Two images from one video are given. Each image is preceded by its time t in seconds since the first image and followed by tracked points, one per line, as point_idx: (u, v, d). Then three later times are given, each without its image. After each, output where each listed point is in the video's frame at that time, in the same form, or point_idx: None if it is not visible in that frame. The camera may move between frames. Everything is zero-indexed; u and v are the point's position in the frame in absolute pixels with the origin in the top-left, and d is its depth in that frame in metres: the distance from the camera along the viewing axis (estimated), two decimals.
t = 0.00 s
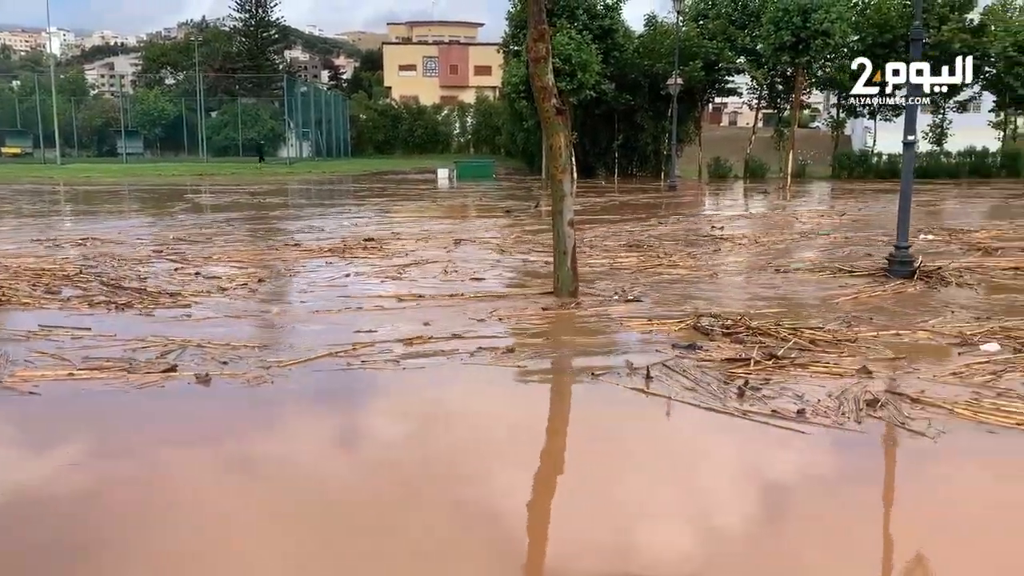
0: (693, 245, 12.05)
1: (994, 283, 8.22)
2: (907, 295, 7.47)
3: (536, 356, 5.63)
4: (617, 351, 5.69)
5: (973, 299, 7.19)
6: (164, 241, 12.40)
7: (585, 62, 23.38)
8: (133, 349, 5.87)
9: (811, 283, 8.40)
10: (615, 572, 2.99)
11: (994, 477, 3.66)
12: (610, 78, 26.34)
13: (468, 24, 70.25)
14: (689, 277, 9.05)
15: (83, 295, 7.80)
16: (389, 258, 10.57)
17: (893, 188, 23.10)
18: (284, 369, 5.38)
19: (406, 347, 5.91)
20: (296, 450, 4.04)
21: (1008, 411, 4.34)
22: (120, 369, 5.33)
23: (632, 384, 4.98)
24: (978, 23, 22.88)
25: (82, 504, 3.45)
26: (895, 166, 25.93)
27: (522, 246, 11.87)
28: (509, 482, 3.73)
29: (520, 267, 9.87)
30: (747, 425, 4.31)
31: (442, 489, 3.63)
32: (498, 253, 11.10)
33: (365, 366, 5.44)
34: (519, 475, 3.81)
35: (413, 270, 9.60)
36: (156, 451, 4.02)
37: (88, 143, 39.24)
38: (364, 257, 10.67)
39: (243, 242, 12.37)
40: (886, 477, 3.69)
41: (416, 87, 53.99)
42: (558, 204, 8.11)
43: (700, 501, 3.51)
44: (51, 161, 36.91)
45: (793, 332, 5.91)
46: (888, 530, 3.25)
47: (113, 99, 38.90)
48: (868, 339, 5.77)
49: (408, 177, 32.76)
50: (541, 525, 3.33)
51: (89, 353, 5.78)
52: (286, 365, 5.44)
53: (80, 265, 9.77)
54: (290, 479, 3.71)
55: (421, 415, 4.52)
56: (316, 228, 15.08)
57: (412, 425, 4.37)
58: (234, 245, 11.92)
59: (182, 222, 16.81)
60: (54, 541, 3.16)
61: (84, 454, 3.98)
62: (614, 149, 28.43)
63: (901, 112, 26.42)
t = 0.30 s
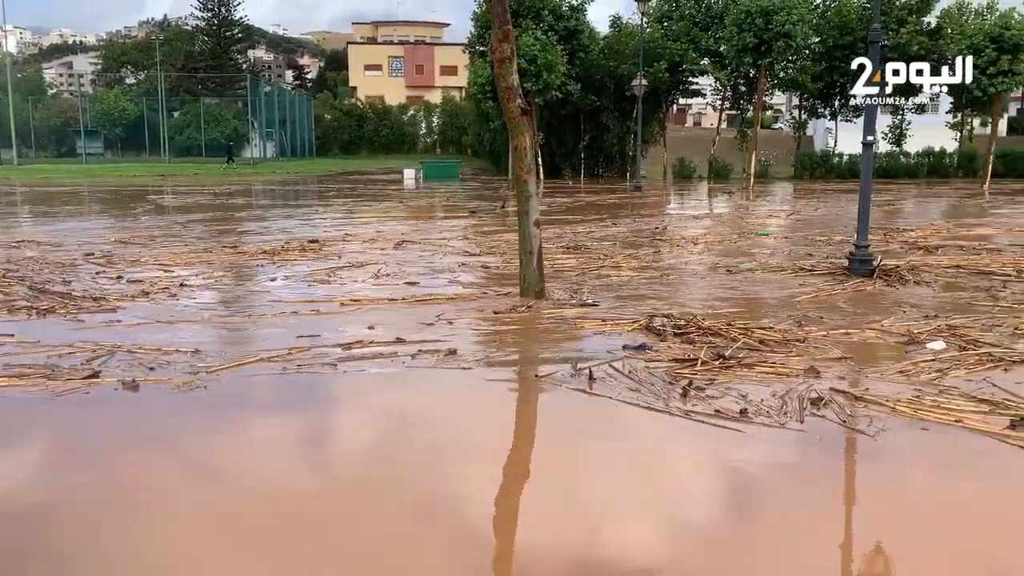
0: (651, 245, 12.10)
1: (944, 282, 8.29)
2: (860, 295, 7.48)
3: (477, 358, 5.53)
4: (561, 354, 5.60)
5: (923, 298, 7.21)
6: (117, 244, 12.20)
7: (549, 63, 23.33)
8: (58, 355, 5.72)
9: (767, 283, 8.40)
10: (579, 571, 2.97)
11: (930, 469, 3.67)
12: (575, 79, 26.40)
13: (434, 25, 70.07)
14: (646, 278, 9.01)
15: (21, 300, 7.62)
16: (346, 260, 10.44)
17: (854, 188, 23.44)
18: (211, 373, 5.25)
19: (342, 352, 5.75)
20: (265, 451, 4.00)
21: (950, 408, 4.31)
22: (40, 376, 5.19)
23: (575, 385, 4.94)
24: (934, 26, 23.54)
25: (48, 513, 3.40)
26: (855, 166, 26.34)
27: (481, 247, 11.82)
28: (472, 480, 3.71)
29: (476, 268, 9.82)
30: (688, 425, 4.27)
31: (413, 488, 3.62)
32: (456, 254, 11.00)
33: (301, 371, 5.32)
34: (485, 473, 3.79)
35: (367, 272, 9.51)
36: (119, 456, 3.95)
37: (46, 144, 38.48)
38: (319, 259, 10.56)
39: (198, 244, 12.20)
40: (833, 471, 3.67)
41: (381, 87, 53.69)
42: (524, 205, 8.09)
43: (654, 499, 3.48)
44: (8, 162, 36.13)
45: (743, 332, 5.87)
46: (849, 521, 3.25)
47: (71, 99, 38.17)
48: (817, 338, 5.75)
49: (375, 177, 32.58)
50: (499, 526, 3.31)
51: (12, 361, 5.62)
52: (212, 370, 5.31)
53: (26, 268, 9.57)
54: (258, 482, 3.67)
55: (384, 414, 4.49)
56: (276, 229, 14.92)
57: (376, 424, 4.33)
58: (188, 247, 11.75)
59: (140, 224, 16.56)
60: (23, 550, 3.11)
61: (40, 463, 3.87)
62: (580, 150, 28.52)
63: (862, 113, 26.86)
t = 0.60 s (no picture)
0: (606, 245, 12.18)
1: (888, 280, 8.44)
2: (806, 294, 7.58)
3: (415, 361, 5.47)
4: (498, 357, 5.55)
5: (867, 297, 7.34)
6: (62, 246, 11.94)
7: (508, 64, 23.31)
8: None
9: (718, 283, 8.49)
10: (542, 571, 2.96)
11: (864, 467, 3.72)
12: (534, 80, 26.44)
13: (393, 23, 69.71)
14: (598, 278, 9.05)
15: None
16: (295, 262, 10.32)
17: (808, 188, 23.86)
18: (128, 379, 5.08)
19: (272, 356, 5.61)
20: (247, 450, 3.98)
21: (885, 406, 4.37)
22: None
23: (513, 387, 4.92)
24: (885, 30, 23.92)
25: (35, 516, 3.33)
26: (809, 168, 26.82)
27: (435, 248, 11.79)
28: (441, 480, 3.71)
29: (427, 269, 9.78)
30: (626, 427, 4.27)
31: (397, 486, 3.63)
32: (410, 255, 10.93)
33: (228, 375, 5.19)
34: (454, 473, 3.79)
35: (315, 273, 9.40)
36: (99, 458, 3.89)
37: None
38: (269, 260, 10.44)
39: (146, 245, 12.00)
40: (774, 470, 3.71)
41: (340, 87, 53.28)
42: (484, 205, 8.06)
43: (608, 499, 3.48)
44: None
45: (687, 332, 5.91)
46: (803, 519, 3.29)
47: (21, 98, 37.24)
48: (760, 337, 5.81)
49: (334, 178, 32.33)
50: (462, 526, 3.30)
51: None
52: (128, 376, 5.14)
53: None
54: (227, 483, 3.63)
55: (351, 415, 4.47)
56: (229, 231, 14.74)
57: (345, 425, 4.32)
58: (136, 249, 11.56)
59: (90, 225, 16.23)
60: None
61: None
62: (540, 150, 28.61)
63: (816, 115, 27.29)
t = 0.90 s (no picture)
0: (555, 245, 12.21)
1: (827, 279, 8.59)
2: (748, 293, 7.68)
3: (346, 366, 5.37)
4: (431, 361, 5.48)
5: (806, 296, 7.46)
6: None
7: (462, 64, 23.26)
8: None
9: (663, 281, 8.56)
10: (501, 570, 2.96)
11: (798, 465, 3.77)
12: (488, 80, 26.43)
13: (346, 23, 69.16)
14: (545, 279, 9.04)
15: None
16: (237, 263, 10.14)
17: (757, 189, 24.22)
18: (37, 387, 4.86)
19: (191, 362, 5.44)
20: (215, 450, 3.94)
21: (816, 405, 4.44)
22: None
23: (448, 391, 4.86)
24: (832, 34, 24.46)
25: None
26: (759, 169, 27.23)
27: (383, 248, 11.70)
28: (403, 479, 3.72)
29: (374, 269, 9.69)
30: (562, 431, 4.24)
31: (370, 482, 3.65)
32: (356, 255, 10.83)
33: (146, 382, 5.01)
34: (415, 471, 3.80)
35: (258, 274, 9.24)
36: (67, 461, 3.79)
37: None
38: (212, 261, 10.25)
39: (85, 246, 11.68)
40: (715, 469, 3.74)
41: (292, 86, 52.68)
42: (438, 206, 8.02)
43: (561, 498, 3.49)
44: None
45: (627, 332, 5.92)
46: (753, 513, 3.34)
47: None
48: (699, 338, 5.86)
49: (286, 178, 31.94)
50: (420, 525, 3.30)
51: None
52: (37, 384, 4.93)
53: None
54: (181, 487, 3.56)
55: (304, 416, 4.42)
56: (174, 231, 14.44)
57: (298, 427, 4.27)
58: (73, 249, 11.25)
59: (29, 226, 15.77)
60: None
61: None
62: (495, 151, 28.61)
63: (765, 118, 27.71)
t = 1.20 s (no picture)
0: (501, 247, 12.21)
1: (764, 280, 8.72)
2: (687, 295, 7.74)
3: (268, 372, 5.21)
4: (358, 366, 5.34)
5: (743, 298, 7.55)
6: None
7: (413, 65, 23.16)
8: None
9: (604, 283, 8.58)
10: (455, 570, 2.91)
11: (725, 465, 3.72)
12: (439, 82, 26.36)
13: (294, 23, 68.43)
14: (487, 281, 9.01)
15: None
16: (175, 266, 9.92)
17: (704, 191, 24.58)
18: None
19: (99, 370, 5.22)
20: (166, 455, 3.86)
21: (744, 406, 4.43)
22: None
23: (370, 397, 4.72)
24: (776, 39, 24.95)
25: None
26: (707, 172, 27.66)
27: (328, 251, 11.57)
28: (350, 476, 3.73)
29: (315, 272, 9.57)
30: (484, 437, 4.13)
31: (323, 481, 3.66)
32: (297, 258, 10.67)
33: (51, 392, 4.78)
34: (360, 470, 3.78)
35: (196, 278, 9.05)
36: (15, 479, 3.61)
37: None
38: (150, 265, 10.02)
39: (18, 249, 11.34)
40: (646, 471, 3.68)
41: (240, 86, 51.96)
42: (386, 208, 7.95)
43: (510, 500, 3.44)
44: None
45: (564, 335, 5.90)
46: (701, 511, 3.31)
47: None
48: (635, 340, 5.87)
49: (233, 179, 31.47)
50: (373, 524, 3.28)
51: None
52: None
53: None
54: (126, 499, 3.42)
55: (247, 422, 4.30)
56: (112, 235, 14.09)
57: (243, 433, 4.15)
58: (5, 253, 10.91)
59: None
60: None
61: None
62: (446, 152, 28.56)
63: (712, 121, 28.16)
